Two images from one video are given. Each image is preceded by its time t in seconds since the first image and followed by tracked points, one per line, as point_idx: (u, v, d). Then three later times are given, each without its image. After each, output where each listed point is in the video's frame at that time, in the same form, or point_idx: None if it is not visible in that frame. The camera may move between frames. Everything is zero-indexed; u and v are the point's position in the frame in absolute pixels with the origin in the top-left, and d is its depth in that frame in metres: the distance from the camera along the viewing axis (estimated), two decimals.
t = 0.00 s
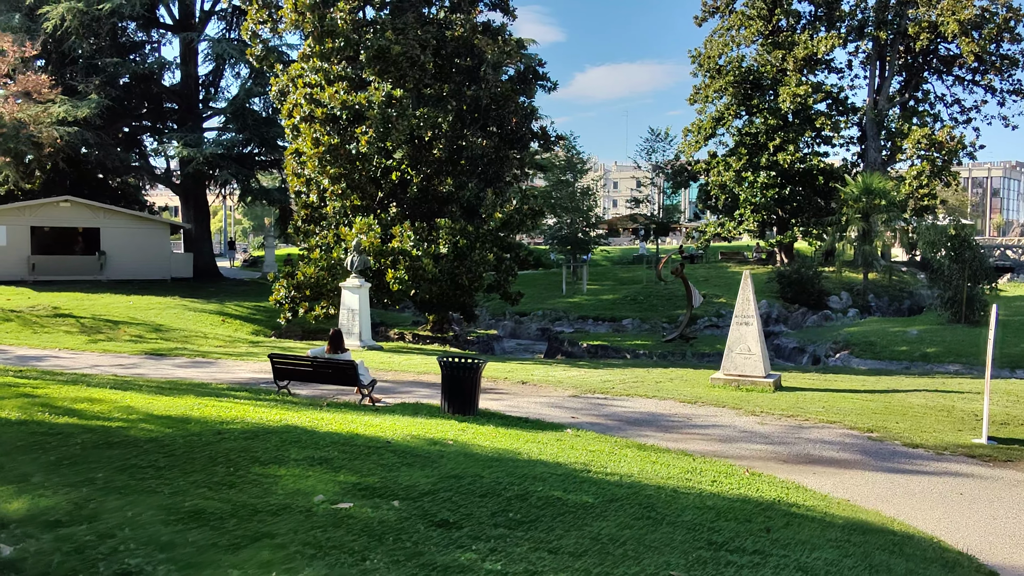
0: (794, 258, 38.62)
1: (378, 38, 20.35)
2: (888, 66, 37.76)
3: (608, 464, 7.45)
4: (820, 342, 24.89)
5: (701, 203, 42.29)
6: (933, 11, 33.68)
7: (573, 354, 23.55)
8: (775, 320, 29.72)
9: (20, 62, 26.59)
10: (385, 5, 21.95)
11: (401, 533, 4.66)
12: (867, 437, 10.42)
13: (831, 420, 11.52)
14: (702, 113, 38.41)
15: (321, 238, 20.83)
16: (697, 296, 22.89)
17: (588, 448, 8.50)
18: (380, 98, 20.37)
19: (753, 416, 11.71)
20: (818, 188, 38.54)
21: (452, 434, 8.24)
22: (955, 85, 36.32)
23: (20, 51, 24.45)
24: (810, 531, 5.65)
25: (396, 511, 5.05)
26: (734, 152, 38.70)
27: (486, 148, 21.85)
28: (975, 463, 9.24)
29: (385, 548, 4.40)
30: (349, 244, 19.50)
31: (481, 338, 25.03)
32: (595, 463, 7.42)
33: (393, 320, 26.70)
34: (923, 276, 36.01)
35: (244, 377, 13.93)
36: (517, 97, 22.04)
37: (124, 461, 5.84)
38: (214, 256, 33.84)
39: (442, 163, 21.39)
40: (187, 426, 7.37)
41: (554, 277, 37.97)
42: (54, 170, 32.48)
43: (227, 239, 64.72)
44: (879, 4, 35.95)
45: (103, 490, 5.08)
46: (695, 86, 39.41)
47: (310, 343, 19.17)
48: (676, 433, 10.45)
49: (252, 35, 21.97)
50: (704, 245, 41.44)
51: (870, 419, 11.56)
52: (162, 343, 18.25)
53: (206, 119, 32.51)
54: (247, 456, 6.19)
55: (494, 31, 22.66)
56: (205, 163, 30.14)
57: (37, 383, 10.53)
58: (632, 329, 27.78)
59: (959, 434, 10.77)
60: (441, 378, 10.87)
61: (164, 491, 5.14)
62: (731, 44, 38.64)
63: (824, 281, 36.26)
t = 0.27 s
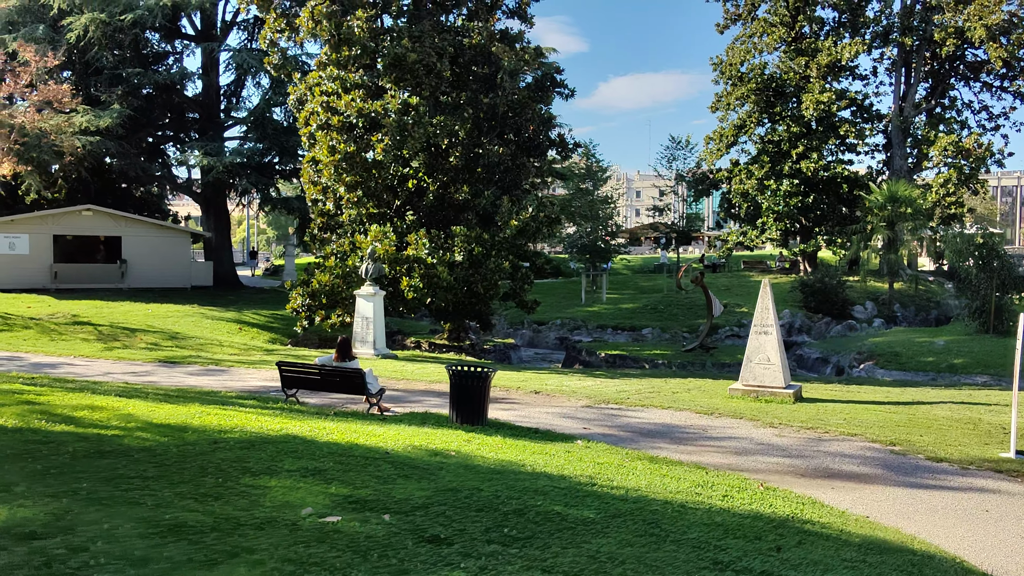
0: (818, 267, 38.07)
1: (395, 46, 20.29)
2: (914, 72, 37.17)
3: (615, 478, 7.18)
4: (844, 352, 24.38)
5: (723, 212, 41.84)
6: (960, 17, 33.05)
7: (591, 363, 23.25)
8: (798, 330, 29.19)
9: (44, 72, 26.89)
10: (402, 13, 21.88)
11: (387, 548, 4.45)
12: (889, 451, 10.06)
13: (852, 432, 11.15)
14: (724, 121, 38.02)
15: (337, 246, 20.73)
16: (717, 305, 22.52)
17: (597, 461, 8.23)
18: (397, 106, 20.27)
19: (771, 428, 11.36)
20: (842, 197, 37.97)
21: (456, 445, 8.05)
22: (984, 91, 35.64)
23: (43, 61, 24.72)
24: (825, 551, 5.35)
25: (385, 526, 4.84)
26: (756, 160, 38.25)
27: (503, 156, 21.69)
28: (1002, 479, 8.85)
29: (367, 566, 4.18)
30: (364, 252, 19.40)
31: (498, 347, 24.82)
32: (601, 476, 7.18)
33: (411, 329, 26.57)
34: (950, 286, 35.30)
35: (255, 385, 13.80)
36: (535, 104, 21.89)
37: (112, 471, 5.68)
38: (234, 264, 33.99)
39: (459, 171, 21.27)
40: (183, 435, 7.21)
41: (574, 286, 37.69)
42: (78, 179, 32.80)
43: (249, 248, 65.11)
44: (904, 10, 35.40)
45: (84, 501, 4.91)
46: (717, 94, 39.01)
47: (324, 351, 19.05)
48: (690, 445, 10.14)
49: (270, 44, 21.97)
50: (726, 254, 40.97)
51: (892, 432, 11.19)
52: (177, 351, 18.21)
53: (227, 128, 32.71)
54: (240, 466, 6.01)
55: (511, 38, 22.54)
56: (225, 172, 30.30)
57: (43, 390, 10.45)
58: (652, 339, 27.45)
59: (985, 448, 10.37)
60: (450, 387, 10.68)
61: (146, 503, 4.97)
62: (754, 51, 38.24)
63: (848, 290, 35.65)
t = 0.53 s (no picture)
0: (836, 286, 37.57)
1: (406, 65, 20.24)
2: (933, 89, 36.78)
3: (616, 507, 6.91)
4: (862, 373, 23.90)
5: (739, 230, 41.48)
6: (978, 34, 32.60)
7: (604, 384, 22.95)
8: (816, 351, 28.70)
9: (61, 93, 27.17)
10: (414, 32, 21.86)
11: None
12: (907, 478, 9.69)
13: (867, 458, 10.78)
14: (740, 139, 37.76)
15: (346, 264, 20.62)
16: (732, 325, 22.13)
17: (599, 488, 7.95)
18: (407, 125, 20.19)
19: (784, 453, 11.01)
20: (860, 215, 37.53)
21: (453, 471, 7.80)
22: (1004, 109, 35.18)
23: (60, 83, 24.98)
24: None
25: (366, 560, 4.61)
26: (772, 178, 37.93)
27: (514, 175, 21.58)
28: None
29: None
30: (373, 271, 19.29)
31: (509, 367, 24.57)
32: (602, 505, 6.91)
33: (423, 348, 26.41)
34: (972, 306, 34.68)
35: (259, 407, 13.62)
36: (546, 123, 21.78)
37: (89, 499, 5.50)
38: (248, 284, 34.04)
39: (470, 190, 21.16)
40: (170, 460, 7.01)
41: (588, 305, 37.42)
42: (94, 199, 33.04)
43: (266, 266, 65.38)
44: (922, 27, 35.08)
45: (54, 532, 4.73)
46: (732, 112, 38.77)
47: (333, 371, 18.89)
48: (699, 471, 9.82)
49: (282, 64, 22.00)
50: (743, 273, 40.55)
51: (910, 458, 10.80)
52: (185, 371, 18.11)
53: (242, 148, 32.88)
54: (223, 494, 5.81)
55: (523, 57, 22.49)
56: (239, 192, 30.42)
57: (40, 411, 10.31)
58: (666, 359, 27.10)
59: (1006, 476, 9.98)
60: (453, 410, 10.44)
61: (118, 534, 4.78)
62: (769, 69, 38.03)
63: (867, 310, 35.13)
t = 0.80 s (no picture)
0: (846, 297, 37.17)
1: (410, 74, 20.08)
2: (944, 98, 36.42)
3: (608, 521, 6.66)
4: (873, 385, 23.52)
5: (749, 240, 41.16)
6: (989, 42, 32.22)
7: (609, 395, 22.69)
8: (826, 362, 28.30)
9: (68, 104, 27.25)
10: (418, 41, 21.72)
11: None
12: (914, 491, 9.39)
13: (874, 471, 10.49)
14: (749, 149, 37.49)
15: (349, 273, 20.44)
16: (739, 335, 21.80)
17: (592, 501, 7.70)
18: (411, 133, 20.02)
19: (788, 465, 10.73)
20: (871, 225, 37.16)
21: (443, 484, 7.59)
22: (1017, 117, 34.78)
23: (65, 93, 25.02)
24: None
25: None
26: (781, 188, 37.63)
27: (518, 183, 21.40)
28: None
29: None
30: (376, 280, 19.13)
31: (514, 377, 24.33)
32: (593, 518, 6.67)
33: (427, 359, 26.22)
34: (985, 316, 34.21)
35: (256, 416, 13.47)
36: (550, 131, 21.60)
37: (57, 511, 5.33)
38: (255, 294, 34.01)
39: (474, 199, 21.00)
40: (150, 471, 6.86)
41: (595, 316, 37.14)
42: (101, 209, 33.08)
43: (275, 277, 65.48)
44: (932, 36, 34.78)
45: (13, 545, 4.56)
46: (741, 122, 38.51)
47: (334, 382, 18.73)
48: (698, 484, 9.56)
49: (286, 73, 21.87)
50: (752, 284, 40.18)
51: (918, 471, 10.50)
52: (186, 381, 18.01)
53: (248, 158, 32.82)
54: (197, 506, 5.63)
55: (528, 66, 22.35)
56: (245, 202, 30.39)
57: (30, 421, 10.17)
58: (674, 370, 26.80)
59: (1018, 490, 9.66)
60: (448, 421, 10.21)
61: (80, 547, 4.60)
62: (778, 78, 37.79)
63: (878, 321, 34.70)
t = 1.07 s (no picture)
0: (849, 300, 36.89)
1: (405, 74, 19.85)
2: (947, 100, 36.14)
3: (588, 526, 6.44)
4: (874, 388, 23.25)
5: (750, 243, 40.94)
6: (993, 43, 31.88)
7: (607, 398, 22.48)
8: (827, 365, 28.02)
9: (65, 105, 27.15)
10: (415, 40, 21.50)
11: None
12: (910, 497, 9.16)
13: (870, 476, 10.25)
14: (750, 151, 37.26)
15: (344, 275, 20.23)
16: (739, 338, 21.52)
17: (575, 506, 7.48)
18: (405, 134, 19.77)
19: (781, 469, 10.51)
20: (874, 227, 36.91)
21: (422, 488, 7.38)
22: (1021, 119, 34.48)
23: (60, 94, 24.91)
24: None
25: None
26: (783, 190, 37.40)
27: (515, 185, 21.19)
28: None
29: None
30: (370, 282, 18.94)
31: (511, 381, 24.13)
32: (574, 524, 6.46)
33: (425, 361, 26.03)
34: (989, 320, 33.90)
35: (244, 419, 13.30)
36: (547, 132, 21.37)
37: (11, 515, 5.15)
38: (253, 296, 33.88)
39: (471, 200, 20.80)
40: (118, 474, 6.67)
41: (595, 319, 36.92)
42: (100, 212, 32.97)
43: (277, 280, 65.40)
44: (935, 37, 34.50)
45: None
46: (742, 124, 38.28)
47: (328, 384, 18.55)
48: (689, 489, 9.35)
49: (282, 73, 21.62)
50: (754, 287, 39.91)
51: (916, 476, 10.26)
52: (178, 383, 17.84)
53: (247, 160, 32.68)
54: (158, 510, 5.43)
55: (525, 66, 22.16)
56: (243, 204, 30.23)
57: (11, 422, 10.01)
58: (673, 373, 26.57)
59: (1017, 495, 9.42)
60: (434, 424, 9.99)
61: (27, 553, 4.42)
62: (781, 80, 37.56)
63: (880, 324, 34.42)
